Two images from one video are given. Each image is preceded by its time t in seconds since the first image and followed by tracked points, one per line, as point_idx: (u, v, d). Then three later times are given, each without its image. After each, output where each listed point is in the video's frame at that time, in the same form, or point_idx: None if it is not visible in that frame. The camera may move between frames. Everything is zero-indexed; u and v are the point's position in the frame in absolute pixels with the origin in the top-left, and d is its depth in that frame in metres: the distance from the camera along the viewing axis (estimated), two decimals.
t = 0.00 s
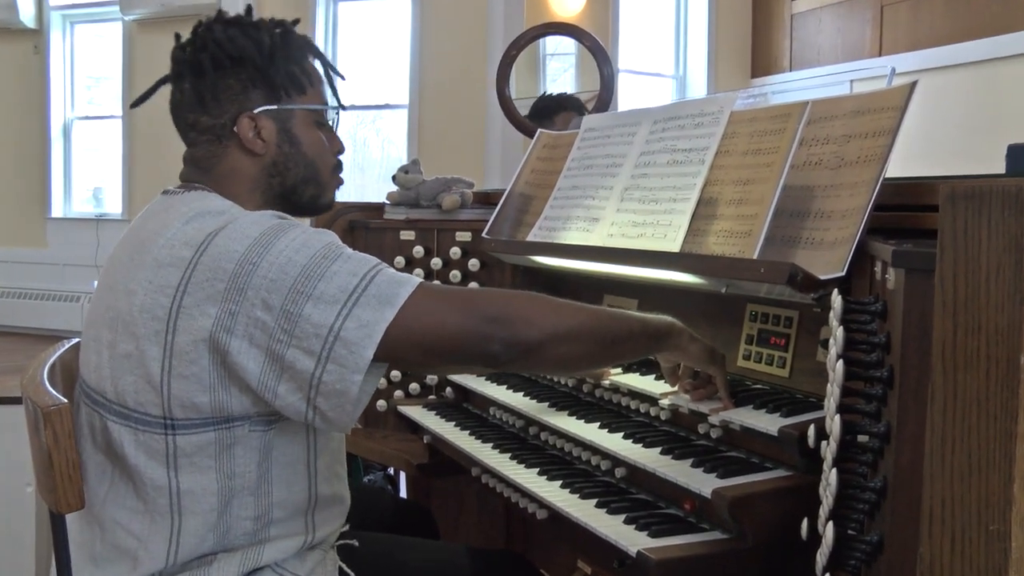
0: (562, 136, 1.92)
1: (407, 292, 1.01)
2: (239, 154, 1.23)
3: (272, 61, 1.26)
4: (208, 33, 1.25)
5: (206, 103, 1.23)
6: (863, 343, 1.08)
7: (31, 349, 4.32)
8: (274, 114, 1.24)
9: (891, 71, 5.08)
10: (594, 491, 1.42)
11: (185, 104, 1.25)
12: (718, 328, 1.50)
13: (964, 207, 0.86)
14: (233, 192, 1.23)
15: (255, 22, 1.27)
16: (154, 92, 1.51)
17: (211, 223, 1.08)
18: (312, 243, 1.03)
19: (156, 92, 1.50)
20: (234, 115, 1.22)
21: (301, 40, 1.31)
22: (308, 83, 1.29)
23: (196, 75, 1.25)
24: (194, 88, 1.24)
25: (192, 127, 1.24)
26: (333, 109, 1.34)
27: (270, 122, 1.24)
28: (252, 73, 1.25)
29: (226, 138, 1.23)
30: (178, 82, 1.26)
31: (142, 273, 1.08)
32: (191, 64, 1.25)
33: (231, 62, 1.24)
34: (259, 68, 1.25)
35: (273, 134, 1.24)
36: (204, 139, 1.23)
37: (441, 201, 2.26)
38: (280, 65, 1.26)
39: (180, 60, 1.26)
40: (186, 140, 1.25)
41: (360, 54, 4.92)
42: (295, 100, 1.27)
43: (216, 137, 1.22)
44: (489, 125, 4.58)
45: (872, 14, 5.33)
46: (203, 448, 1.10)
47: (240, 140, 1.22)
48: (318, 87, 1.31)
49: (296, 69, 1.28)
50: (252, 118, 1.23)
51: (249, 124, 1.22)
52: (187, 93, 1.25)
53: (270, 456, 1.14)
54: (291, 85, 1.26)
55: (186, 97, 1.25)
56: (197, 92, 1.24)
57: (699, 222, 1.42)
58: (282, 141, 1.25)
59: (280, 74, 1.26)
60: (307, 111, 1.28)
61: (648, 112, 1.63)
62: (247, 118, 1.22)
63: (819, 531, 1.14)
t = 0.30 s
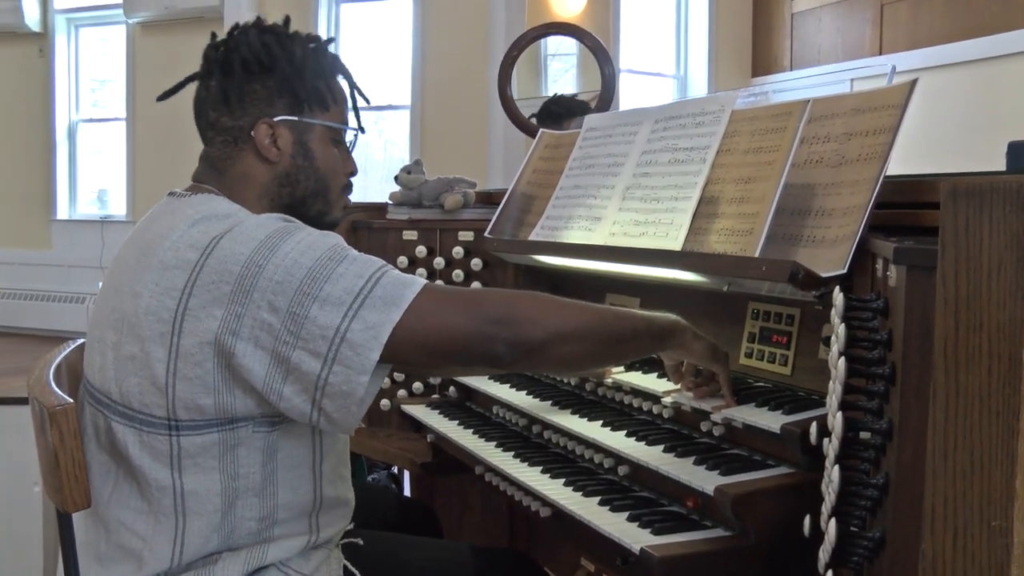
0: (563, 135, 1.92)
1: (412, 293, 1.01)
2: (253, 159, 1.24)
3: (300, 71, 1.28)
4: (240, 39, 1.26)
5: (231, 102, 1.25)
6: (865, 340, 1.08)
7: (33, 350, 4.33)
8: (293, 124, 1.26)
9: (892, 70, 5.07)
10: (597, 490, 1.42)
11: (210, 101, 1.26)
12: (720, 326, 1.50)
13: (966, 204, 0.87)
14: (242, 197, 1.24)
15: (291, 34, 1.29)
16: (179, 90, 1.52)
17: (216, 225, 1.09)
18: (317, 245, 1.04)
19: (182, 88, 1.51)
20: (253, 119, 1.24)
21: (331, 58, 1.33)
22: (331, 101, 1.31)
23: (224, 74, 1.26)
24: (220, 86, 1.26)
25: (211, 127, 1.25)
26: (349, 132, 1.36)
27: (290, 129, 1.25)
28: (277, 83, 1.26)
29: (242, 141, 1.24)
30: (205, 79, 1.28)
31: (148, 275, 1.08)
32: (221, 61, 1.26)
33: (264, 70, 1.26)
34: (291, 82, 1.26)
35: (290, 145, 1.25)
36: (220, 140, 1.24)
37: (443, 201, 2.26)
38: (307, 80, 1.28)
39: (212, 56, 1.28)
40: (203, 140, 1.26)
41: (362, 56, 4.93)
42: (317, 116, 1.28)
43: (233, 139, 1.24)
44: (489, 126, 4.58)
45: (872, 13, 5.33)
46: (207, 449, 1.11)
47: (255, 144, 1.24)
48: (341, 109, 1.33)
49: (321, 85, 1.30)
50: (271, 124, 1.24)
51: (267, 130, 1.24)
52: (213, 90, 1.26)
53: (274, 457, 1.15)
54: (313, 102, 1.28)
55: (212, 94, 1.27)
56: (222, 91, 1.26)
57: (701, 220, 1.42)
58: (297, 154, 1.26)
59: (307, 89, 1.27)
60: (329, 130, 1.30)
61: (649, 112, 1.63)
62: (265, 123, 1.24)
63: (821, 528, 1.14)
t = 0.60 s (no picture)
0: (564, 136, 1.93)
1: (414, 296, 1.02)
2: (263, 166, 1.25)
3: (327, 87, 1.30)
4: (273, 55, 1.28)
5: (255, 105, 1.26)
6: (865, 341, 1.08)
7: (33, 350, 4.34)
8: (310, 140, 1.27)
9: (892, 71, 5.07)
10: (597, 490, 1.43)
11: (233, 103, 1.27)
12: (721, 327, 1.50)
13: (965, 204, 0.87)
14: (247, 203, 1.25)
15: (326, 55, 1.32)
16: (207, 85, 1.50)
17: (218, 228, 1.09)
18: (319, 248, 1.04)
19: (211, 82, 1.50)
20: (272, 127, 1.25)
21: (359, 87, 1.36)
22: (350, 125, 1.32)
23: (254, 76, 1.28)
24: (247, 90, 1.27)
25: (228, 127, 1.25)
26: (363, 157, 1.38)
27: (306, 145, 1.26)
28: (303, 97, 1.28)
29: (257, 147, 1.24)
30: (232, 82, 1.29)
31: (149, 277, 1.09)
32: (254, 61, 1.28)
33: (288, 84, 1.28)
34: (315, 102, 1.28)
35: (303, 158, 1.26)
36: (235, 142, 1.24)
37: (444, 202, 2.26)
38: (332, 100, 1.29)
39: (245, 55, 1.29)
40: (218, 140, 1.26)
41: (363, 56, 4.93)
42: (333, 137, 1.30)
43: (248, 144, 1.24)
44: (490, 126, 4.58)
45: (872, 14, 5.33)
46: (205, 451, 1.11)
47: (268, 150, 1.24)
48: (358, 132, 1.35)
49: (345, 108, 1.31)
50: (287, 136, 1.25)
51: (283, 141, 1.25)
52: (239, 92, 1.27)
53: (273, 459, 1.15)
54: (333, 123, 1.29)
55: (238, 95, 1.28)
56: (248, 95, 1.27)
57: (701, 221, 1.43)
58: (309, 169, 1.26)
59: (330, 108, 1.29)
60: (343, 152, 1.31)
61: (649, 113, 1.63)
62: (282, 134, 1.25)
63: (820, 528, 1.14)
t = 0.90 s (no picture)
0: (565, 135, 1.93)
1: (415, 298, 1.01)
2: (273, 174, 1.25)
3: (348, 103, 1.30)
4: (302, 69, 1.29)
5: (279, 111, 1.26)
6: (866, 341, 1.08)
7: (32, 348, 4.34)
8: (324, 156, 1.27)
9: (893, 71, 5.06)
10: (597, 490, 1.42)
11: (255, 106, 1.27)
12: (722, 326, 1.50)
13: (967, 204, 0.87)
14: (252, 208, 1.24)
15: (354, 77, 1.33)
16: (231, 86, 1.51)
17: (218, 230, 1.09)
18: (321, 250, 1.04)
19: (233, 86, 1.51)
20: (288, 137, 1.25)
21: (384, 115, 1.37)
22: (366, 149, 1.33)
23: (281, 84, 1.28)
24: (272, 94, 1.27)
25: (246, 130, 1.25)
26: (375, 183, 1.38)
27: (319, 160, 1.26)
28: (321, 109, 1.28)
29: (270, 153, 1.25)
30: (258, 86, 1.29)
31: (149, 277, 1.09)
32: (282, 71, 1.28)
33: (310, 95, 1.28)
34: (336, 120, 1.28)
35: (314, 173, 1.26)
36: (250, 146, 1.25)
37: (445, 201, 2.26)
38: (354, 120, 1.30)
39: (275, 63, 1.30)
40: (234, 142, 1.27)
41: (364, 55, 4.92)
42: (345, 156, 1.29)
43: (262, 149, 1.25)
44: (491, 125, 4.58)
45: (874, 14, 5.32)
46: (201, 452, 1.11)
47: (280, 158, 1.25)
48: (374, 156, 1.35)
49: (364, 131, 1.32)
50: (302, 147, 1.25)
51: (297, 150, 1.25)
52: (263, 97, 1.27)
53: (270, 461, 1.15)
54: (348, 143, 1.29)
55: (262, 100, 1.27)
56: (274, 100, 1.27)
57: (702, 221, 1.43)
58: (317, 185, 1.27)
59: (349, 130, 1.29)
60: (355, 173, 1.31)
61: (650, 112, 1.63)
62: (297, 144, 1.25)
63: (820, 529, 1.14)
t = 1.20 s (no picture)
0: (567, 133, 1.93)
1: (418, 300, 1.01)
2: (281, 180, 1.24)
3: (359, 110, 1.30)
4: (327, 81, 1.29)
5: (299, 121, 1.26)
6: (870, 337, 1.08)
7: (35, 348, 4.35)
8: (334, 169, 1.27)
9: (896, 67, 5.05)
10: (601, 487, 1.42)
11: (274, 112, 1.27)
12: (725, 323, 1.50)
13: (971, 199, 0.85)
14: (257, 212, 1.24)
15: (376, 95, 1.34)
16: (253, 89, 1.52)
17: (221, 232, 1.09)
18: (323, 252, 1.04)
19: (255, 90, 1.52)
20: (301, 146, 1.25)
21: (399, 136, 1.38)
22: (379, 167, 1.34)
23: (302, 93, 1.28)
24: (292, 102, 1.27)
25: (261, 135, 1.26)
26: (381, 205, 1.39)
27: (329, 173, 1.27)
28: (330, 111, 1.28)
29: (282, 159, 1.25)
30: (280, 92, 1.29)
31: (151, 278, 1.08)
32: (305, 80, 1.28)
33: (330, 108, 1.28)
34: (352, 134, 1.29)
35: (324, 185, 1.26)
36: (262, 151, 1.25)
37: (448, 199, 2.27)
38: (370, 137, 1.30)
39: (298, 72, 1.31)
40: (247, 145, 1.27)
41: (367, 54, 4.91)
42: (357, 172, 1.30)
43: (273, 155, 1.24)
44: (494, 123, 4.58)
45: (876, 10, 5.32)
46: (201, 453, 1.11)
47: (291, 165, 1.25)
48: (384, 175, 1.36)
49: (378, 149, 1.33)
50: (315, 158, 1.26)
51: (309, 160, 1.25)
52: (284, 103, 1.27)
53: (270, 462, 1.15)
54: (360, 160, 1.30)
55: (283, 106, 1.28)
56: (294, 107, 1.27)
57: (705, 217, 1.42)
58: (325, 199, 1.27)
59: (364, 148, 1.30)
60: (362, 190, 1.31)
61: (653, 109, 1.63)
62: (310, 154, 1.25)
63: (825, 526, 1.13)
